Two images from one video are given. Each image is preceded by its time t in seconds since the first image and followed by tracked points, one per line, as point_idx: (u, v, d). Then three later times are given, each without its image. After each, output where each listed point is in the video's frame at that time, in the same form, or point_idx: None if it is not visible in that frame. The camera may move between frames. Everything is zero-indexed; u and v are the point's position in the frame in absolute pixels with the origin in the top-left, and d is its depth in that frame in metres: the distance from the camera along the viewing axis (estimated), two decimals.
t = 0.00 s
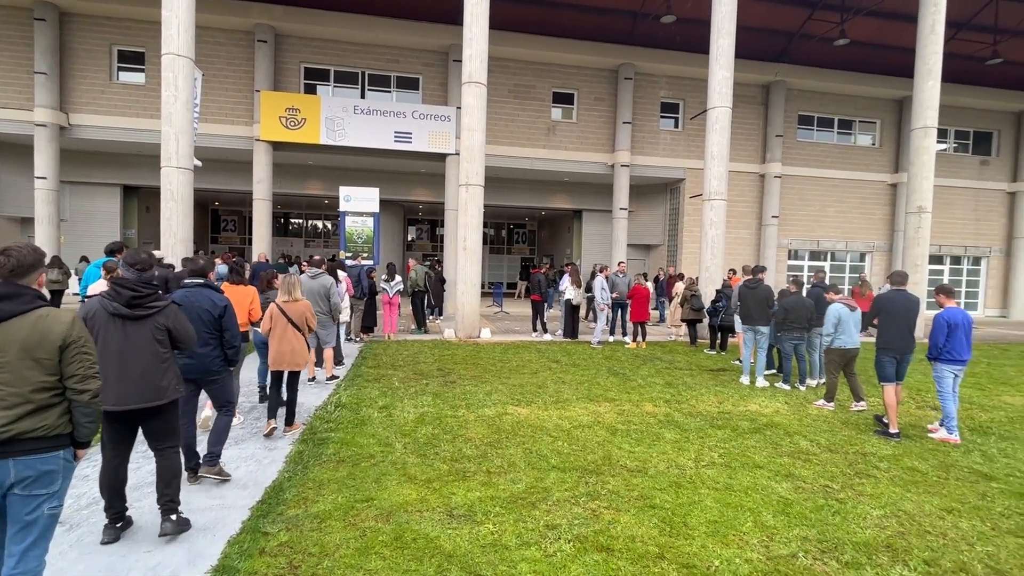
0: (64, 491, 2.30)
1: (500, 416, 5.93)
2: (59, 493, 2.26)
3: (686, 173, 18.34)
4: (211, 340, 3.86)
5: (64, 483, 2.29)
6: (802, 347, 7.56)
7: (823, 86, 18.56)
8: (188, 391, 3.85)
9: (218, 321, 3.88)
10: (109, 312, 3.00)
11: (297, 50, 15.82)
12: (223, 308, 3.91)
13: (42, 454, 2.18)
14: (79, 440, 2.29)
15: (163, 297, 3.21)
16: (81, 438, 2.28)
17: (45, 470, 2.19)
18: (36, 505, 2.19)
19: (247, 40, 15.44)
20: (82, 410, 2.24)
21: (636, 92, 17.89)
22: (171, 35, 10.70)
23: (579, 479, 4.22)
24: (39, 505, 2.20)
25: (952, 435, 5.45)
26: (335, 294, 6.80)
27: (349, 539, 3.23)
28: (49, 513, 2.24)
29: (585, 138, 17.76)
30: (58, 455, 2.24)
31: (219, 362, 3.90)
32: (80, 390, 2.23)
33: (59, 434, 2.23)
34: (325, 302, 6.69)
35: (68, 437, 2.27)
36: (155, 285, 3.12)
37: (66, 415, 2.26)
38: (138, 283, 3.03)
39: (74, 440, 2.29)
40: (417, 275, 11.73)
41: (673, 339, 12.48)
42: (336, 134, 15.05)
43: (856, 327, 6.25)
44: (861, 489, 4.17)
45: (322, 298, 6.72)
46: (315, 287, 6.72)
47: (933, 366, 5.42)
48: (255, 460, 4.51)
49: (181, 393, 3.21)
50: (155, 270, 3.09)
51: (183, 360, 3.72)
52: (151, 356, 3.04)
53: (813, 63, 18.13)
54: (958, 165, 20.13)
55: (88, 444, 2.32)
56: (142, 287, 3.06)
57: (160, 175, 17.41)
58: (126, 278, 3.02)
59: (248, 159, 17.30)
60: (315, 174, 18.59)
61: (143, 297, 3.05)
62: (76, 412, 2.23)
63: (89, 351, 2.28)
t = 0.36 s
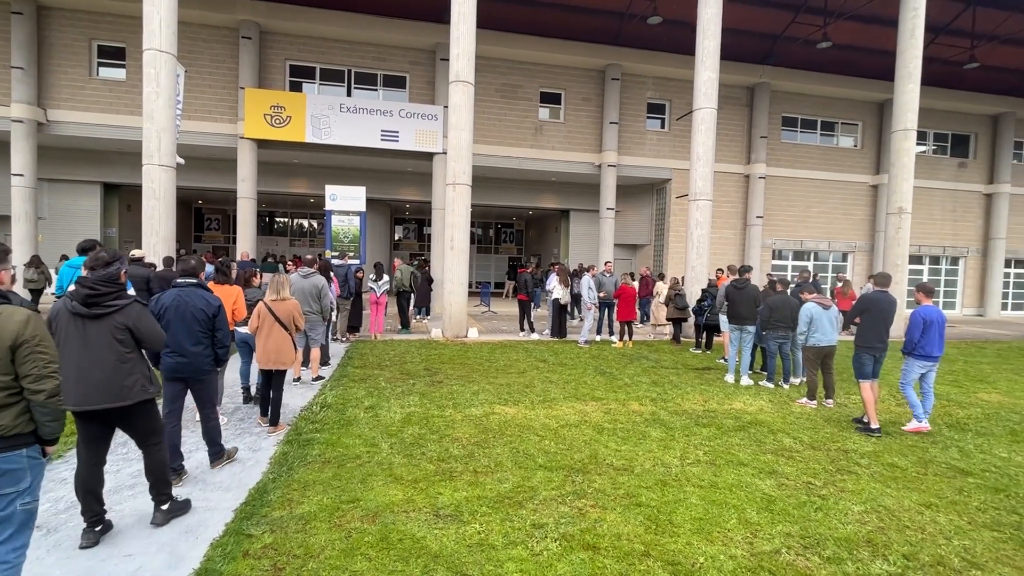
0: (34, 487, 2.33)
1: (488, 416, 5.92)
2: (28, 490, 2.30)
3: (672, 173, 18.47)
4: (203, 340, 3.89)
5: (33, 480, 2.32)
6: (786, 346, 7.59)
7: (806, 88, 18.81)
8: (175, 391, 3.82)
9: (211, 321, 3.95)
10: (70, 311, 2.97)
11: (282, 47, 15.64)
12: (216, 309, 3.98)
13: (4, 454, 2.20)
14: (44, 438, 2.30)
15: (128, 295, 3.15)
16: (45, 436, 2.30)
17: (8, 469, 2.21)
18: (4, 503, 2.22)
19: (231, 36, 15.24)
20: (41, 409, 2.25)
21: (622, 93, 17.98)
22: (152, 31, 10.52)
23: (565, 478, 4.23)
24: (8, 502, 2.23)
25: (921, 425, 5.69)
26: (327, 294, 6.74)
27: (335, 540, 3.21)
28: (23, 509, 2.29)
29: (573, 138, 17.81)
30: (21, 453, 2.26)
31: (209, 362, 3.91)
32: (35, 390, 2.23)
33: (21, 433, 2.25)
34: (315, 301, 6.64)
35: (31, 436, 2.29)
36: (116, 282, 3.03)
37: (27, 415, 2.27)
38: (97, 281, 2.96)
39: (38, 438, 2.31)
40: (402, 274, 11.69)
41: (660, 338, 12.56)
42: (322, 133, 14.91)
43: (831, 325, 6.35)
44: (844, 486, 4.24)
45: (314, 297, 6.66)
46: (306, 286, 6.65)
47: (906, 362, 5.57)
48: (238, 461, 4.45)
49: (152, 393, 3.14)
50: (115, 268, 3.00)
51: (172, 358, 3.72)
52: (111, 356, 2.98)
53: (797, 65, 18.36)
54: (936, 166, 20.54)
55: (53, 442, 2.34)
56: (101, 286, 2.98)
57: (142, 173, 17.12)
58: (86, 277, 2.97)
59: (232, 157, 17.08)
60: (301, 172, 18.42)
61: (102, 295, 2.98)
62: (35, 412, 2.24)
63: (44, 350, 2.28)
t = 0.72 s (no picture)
0: (16, 481, 2.35)
1: (475, 416, 5.91)
2: (9, 484, 2.31)
3: (659, 174, 18.59)
4: (206, 337, 4.13)
5: (11, 474, 2.33)
6: (772, 345, 7.68)
7: (790, 90, 19.04)
8: (174, 385, 4.01)
9: (215, 319, 4.18)
10: (62, 310, 3.00)
11: (268, 44, 15.47)
12: (220, 308, 4.21)
13: None
14: (13, 437, 2.30)
15: (121, 296, 3.17)
16: (13, 435, 2.29)
17: None
18: None
19: (215, 33, 15.04)
20: (4, 409, 2.25)
21: (610, 93, 18.06)
22: (133, 26, 10.34)
23: (553, 477, 4.24)
24: None
25: (874, 418, 5.98)
26: (319, 295, 6.73)
27: (321, 542, 3.18)
28: (9, 502, 2.32)
29: (561, 138, 17.84)
30: None
31: (210, 358, 4.11)
32: None
33: None
34: (306, 301, 6.63)
35: None
36: (107, 284, 3.05)
37: None
38: (88, 281, 2.99)
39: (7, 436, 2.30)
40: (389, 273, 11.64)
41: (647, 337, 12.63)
42: (308, 131, 14.77)
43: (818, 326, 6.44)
44: (827, 482, 4.30)
45: (305, 297, 6.64)
46: (298, 285, 6.65)
47: (884, 359, 5.66)
48: (223, 462, 4.41)
49: (140, 395, 3.10)
50: (107, 268, 3.02)
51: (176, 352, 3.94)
52: (98, 357, 2.97)
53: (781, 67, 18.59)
54: (917, 168, 20.91)
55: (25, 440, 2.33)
56: (92, 287, 3.01)
57: (124, 171, 16.85)
58: (78, 278, 3.00)
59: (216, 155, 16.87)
60: (287, 171, 18.24)
61: (91, 296, 3.01)
62: None
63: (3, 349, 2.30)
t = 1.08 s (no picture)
0: None
1: (463, 416, 5.91)
2: None
3: (646, 174, 18.71)
4: (200, 337, 4.11)
5: None
6: (757, 344, 7.76)
7: (775, 92, 19.27)
8: (167, 382, 4.06)
9: (209, 320, 4.16)
10: (74, 307, 3.11)
11: (253, 42, 15.30)
12: (215, 308, 4.19)
13: None
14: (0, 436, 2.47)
15: (131, 295, 3.30)
16: None
17: None
18: None
19: (199, 29, 14.84)
20: None
21: (598, 94, 18.13)
22: (115, 22, 10.17)
23: (541, 476, 4.25)
24: None
25: (860, 416, 6.03)
26: (307, 295, 6.63)
27: (307, 544, 3.16)
28: None
29: (548, 138, 17.88)
30: None
31: (204, 358, 4.12)
32: None
33: None
34: (294, 301, 6.54)
35: None
36: (118, 282, 3.17)
37: None
38: (101, 280, 3.10)
39: None
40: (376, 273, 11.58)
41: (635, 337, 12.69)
42: (294, 129, 14.63)
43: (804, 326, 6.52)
44: (810, 479, 4.36)
45: (294, 297, 6.55)
46: (288, 286, 6.53)
47: (861, 358, 5.73)
48: (208, 464, 4.36)
49: (147, 390, 3.23)
50: (117, 268, 3.10)
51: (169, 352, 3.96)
52: (110, 353, 3.09)
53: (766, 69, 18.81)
54: (898, 170, 21.27)
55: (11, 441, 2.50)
56: (105, 285, 3.12)
57: (105, 169, 16.56)
58: (91, 275, 3.11)
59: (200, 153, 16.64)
60: (272, 170, 18.05)
61: (105, 294, 3.12)
62: None
63: None
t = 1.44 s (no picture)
0: None
1: (453, 416, 5.89)
2: None
3: (635, 175, 18.80)
4: (185, 337, 4.09)
5: None
6: (744, 343, 7.83)
7: (762, 94, 19.46)
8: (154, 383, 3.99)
9: (194, 319, 4.14)
10: (85, 306, 3.19)
11: (240, 40, 15.17)
12: (200, 307, 4.17)
13: None
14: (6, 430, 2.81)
15: (140, 297, 3.40)
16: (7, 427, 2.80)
17: None
18: None
19: (185, 26, 14.67)
20: (6, 402, 2.76)
21: (587, 94, 18.19)
22: (98, 18, 10.02)
23: (530, 476, 4.25)
24: None
25: (846, 415, 6.11)
26: (293, 296, 6.58)
27: (294, 546, 3.14)
28: None
29: (538, 138, 17.90)
30: None
31: (190, 358, 4.09)
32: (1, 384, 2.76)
33: None
34: (280, 302, 6.48)
35: None
36: (128, 284, 3.26)
37: None
38: (113, 281, 3.21)
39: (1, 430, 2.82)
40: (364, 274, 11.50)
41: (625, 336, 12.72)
42: (282, 128, 14.51)
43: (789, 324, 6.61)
44: (797, 477, 4.41)
45: (279, 298, 6.48)
46: (273, 287, 6.50)
47: (838, 357, 5.82)
48: (194, 467, 4.30)
49: (152, 390, 3.31)
50: (129, 269, 3.23)
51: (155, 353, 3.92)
52: (117, 352, 3.17)
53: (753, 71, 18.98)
54: (883, 172, 21.57)
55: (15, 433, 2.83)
56: (117, 286, 3.22)
57: (88, 168, 16.29)
58: (104, 276, 3.22)
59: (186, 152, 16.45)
60: (260, 169, 17.87)
61: (116, 294, 3.22)
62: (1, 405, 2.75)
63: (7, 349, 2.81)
